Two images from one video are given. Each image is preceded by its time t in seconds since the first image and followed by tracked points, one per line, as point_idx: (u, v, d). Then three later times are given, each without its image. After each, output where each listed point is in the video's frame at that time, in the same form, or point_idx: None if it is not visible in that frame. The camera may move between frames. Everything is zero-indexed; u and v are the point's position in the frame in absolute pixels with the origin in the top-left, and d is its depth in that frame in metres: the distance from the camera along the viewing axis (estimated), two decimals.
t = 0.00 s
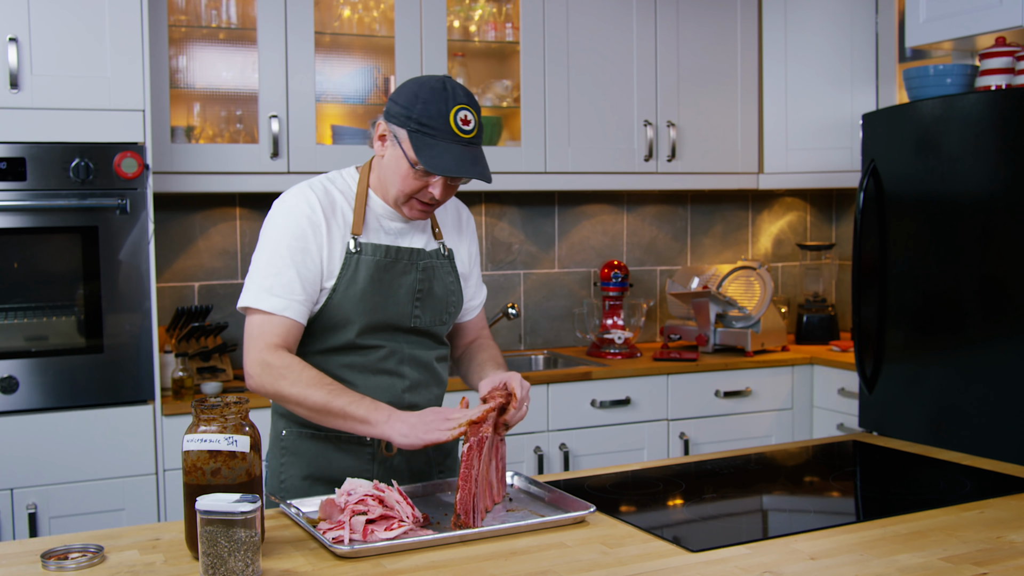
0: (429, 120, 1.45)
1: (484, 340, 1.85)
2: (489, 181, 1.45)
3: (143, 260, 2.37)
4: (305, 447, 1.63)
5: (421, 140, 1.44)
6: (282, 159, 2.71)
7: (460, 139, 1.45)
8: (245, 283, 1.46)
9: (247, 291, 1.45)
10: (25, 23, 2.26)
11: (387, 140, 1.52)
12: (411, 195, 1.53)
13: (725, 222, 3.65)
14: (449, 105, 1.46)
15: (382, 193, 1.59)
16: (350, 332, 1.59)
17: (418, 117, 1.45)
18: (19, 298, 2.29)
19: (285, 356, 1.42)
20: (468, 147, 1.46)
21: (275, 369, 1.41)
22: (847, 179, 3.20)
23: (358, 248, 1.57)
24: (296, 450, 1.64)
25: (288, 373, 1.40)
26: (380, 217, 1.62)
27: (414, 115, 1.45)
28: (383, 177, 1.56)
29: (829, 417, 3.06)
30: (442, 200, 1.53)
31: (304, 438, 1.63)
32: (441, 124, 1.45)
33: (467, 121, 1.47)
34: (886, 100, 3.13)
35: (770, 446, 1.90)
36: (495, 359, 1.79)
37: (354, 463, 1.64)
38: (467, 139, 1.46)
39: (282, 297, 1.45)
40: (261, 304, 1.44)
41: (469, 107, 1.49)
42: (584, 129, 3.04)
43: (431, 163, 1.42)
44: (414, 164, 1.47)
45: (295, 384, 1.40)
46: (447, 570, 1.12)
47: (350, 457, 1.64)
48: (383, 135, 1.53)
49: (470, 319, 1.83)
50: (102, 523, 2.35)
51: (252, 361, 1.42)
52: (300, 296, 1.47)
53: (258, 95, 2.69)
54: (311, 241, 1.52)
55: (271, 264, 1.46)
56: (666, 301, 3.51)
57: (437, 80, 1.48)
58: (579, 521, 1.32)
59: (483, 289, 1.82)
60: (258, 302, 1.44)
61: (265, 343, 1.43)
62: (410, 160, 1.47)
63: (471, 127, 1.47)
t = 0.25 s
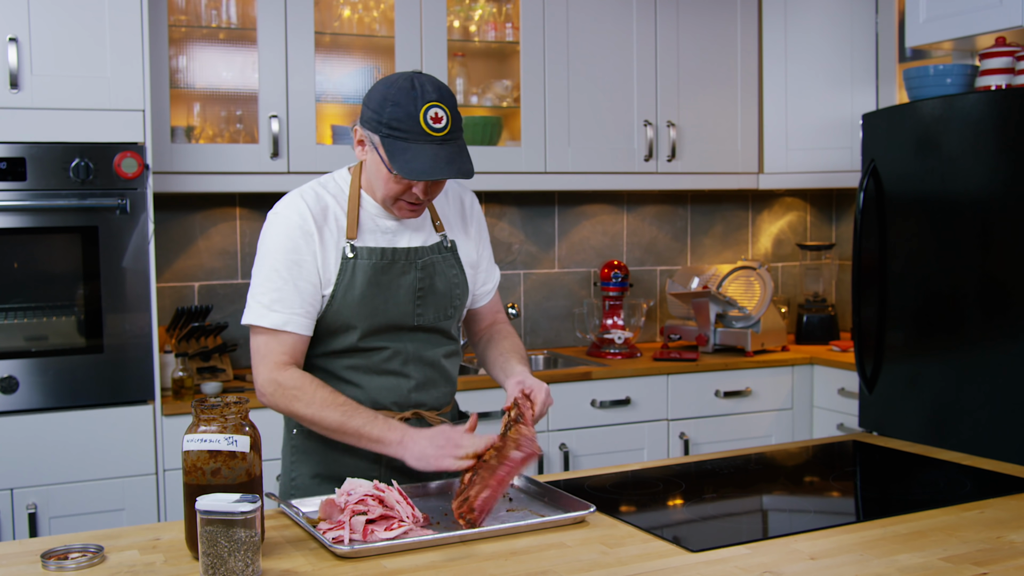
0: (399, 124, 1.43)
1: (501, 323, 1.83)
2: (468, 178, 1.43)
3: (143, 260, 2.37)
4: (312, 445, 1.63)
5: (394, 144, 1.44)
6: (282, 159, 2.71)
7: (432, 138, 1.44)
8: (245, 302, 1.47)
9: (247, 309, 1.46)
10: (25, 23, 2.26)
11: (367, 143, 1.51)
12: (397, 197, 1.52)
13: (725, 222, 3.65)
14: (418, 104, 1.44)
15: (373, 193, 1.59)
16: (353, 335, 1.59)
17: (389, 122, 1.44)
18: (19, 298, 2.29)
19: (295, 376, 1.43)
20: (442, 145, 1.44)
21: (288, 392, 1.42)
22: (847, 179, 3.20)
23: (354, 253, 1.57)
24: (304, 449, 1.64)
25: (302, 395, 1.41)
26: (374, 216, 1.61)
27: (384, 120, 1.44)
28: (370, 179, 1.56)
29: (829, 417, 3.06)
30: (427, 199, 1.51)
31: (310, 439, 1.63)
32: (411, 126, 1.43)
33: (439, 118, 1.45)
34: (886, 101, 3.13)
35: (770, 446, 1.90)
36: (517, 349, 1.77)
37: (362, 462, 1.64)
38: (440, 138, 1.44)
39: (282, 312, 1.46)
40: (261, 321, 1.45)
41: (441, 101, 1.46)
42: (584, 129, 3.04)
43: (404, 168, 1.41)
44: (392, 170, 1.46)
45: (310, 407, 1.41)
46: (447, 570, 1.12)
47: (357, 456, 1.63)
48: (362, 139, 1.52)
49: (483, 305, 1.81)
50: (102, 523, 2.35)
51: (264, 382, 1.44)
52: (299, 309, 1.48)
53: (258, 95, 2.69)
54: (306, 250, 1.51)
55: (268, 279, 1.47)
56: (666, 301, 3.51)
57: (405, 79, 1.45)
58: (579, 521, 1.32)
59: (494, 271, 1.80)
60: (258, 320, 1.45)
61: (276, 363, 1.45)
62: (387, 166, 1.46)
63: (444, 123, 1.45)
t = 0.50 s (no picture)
0: (395, 134, 1.42)
1: (507, 330, 1.79)
2: (464, 188, 1.41)
3: (143, 260, 2.37)
4: (323, 444, 1.64)
5: (389, 155, 1.42)
6: (282, 159, 2.71)
7: (429, 147, 1.42)
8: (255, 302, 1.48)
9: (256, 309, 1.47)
10: (25, 23, 2.26)
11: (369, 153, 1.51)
12: (402, 205, 1.51)
13: (725, 222, 3.65)
14: (413, 113, 1.41)
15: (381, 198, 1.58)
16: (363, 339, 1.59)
17: (385, 133, 1.42)
18: (19, 298, 2.29)
19: (298, 377, 1.43)
20: (438, 155, 1.42)
21: (290, 391, 1.43)
22: (847, 179, 3.20)
23: (365, 258, 1.56)
24: (315, 446, 1.65)
25: (305, 395, 1.42)
26: (385, 220, 1.60)
27: (380, 130, 1.43)
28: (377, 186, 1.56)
29: (829, 417, 3.06)
30: (432, 205, 1.50)
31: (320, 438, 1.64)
32: (407, 136, 1.41)
33: (435, 127, 1.42)
34: (886, 101, 3.13)
35: (770, 447, 1.90)
36: (519, 371, 1.72)
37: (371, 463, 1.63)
38: (438, 146, 1.42)
39: (289, 313, 1.46)
40: (269, 322, 1.46)
41: (437, 110, 1.43)
42: (584, 129, 3.04)
43: (399, 180, 1.40)
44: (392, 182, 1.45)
45: (311, 405, 1.42)
46: (447, 570, 1.12)
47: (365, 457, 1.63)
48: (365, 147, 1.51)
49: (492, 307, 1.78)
50: (102, 523, 2.35)
51: (268, 382, 1.44)
52: (306, 309, 1.48)
53: (258, 95, 2.69)
54: (314, 252, 1.51)
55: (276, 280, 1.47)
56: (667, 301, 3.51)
57: (400, 87, 1.43)
58: (579, 521, 1.32)
59: (509, 271, 1.77)
60: (265, 321, 1.46)
61: (279, 362, 1.45)
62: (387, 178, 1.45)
63: (440, 131, 1.42)
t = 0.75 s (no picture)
0: (411, 135, 1.42)
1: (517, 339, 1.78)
2: (478, 191, 1.41)
3: (143, 260, 2.37)
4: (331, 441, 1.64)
5: (405, 155, 1.42)
6: (282, 159, 2.71)
7: (444, 149, 1.41)
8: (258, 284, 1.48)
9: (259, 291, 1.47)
10: (25, 23, 2.26)
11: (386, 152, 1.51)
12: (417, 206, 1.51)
13: (725, 222, 3.65)
14: (431, 113, 1.41)
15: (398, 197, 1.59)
16: (373, 337, 1.59)
17: (402, 132, 1.42)
18: (19, 298, 2.29)
19: (282, 358, 1.45)
20: (454, 156, 1.42)
21: (268, 369, 1.44)
22: (848, 179, 3.20)
23: (379, 256, 1.57)
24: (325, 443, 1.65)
25: (283, 375, 1.43)
26: (401, 220, 1.59)
27: (397, 130, 1.43)
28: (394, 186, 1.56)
29: (829, 417, 3.06)
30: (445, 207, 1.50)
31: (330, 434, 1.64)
32: (423, 137, 1.41)
33: (451, 128, 1.41)
34: (886, 101, 3.13)
35: (770, 447, 1.90)
36: (521, 385, 1.68)
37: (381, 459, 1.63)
38: (453, 148, 1.42)
39: (285, 301, 1.46)
40: (263, 306, 1.46)
41: (455, 111, 1.42)
42: (584, 129, 3.04)
43: (413, 181, 1.41)
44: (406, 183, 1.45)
45: (289, 386, 1.43)
46: (447, 570, 1.12)
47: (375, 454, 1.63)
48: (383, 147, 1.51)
49: (505, 312, 1.78)
50: (102, 523, 2.35)
51: (246, 360, 1.45)
52: (303, 301, 1.48)
53: (258, 95, 2.69)
54: (324, 248, 1.51)
55: (280, 267, 1.47)
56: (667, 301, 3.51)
57: (419, 87, 1.42)
58: (579, 521, 1.32)
59: (524, 278, 1.77)
60: (261, 302, 1.46)
61: (264, 342, 1.45)
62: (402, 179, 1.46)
63: (456, 133, 1.42)
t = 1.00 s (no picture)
0: (417, 134, 1.42)
1: (523, 343, 1.76)
2: (482, 192, 1.41)
3: (143, 260, 2.37)
4: (335, 441, 1.64)
5: (411, 155, 1.42)
6: (282, 159, 2.71)
7: (450, 150, 1.41)
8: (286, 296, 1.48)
9: (292, 302, 1.46)
10: (25, 23, 2.26)
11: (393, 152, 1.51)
12: (421, 205, 1.51)
13: (725, 222, 3.65)
14: (438, 113, 1.41)
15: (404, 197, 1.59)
16: (376, 337, 1.59)
17: (408, 132, 1.42)
18: (19, 298, 2.29)
19: (329, 370, 1.43)
20: (459, 157, 1.42)
21: (316, 383, 1.42)
22: (848, 179, 3.20)
23: (383, 256, 1.56)
24: (328, 443, 1.65)
25: (329, 388, 1.41)
26: (407, 221, 1.59)
27: (403, 129, 1.43)
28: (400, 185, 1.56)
29: (829, 417, 3.06)
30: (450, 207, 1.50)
31: (330, 433, 1.65)
32: (429, 137, 1.41)
33: (457, 130, 1.42)
34: (886, 101, 3.13)
35: (771, 447, 1.90)
36: (522, 390, 1.67)
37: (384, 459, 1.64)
38: (458, 149, 1.42)
39: (321, 303, 1.46)
40: (301, 314, 1.45)
41: (462, 113, 1.42)
42: (584, 129, 3.04)
43: (417, 181, 1.41)
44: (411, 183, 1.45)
45: (336, 400, 1.40)
46: (447, 570, 1.12)
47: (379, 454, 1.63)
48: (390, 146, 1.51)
49: (510, 316, 1.76)
50: (102, 523, 2.35)
51: (298, 372, 1.43)
52: (336, 299, 1.48)
53: (258, 95, 2.69)
54: (341, 244, 1.51)
55: (309, 273, 1.47)
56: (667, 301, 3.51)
57: (427, 87, 1.42)
58: (579, 521, 1.32)
59: (530, 281, 1.76)
60: (297, 311, 1.46)
61: (312, 353, 1.44)
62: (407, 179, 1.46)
63: (462, 135, 1.42)
